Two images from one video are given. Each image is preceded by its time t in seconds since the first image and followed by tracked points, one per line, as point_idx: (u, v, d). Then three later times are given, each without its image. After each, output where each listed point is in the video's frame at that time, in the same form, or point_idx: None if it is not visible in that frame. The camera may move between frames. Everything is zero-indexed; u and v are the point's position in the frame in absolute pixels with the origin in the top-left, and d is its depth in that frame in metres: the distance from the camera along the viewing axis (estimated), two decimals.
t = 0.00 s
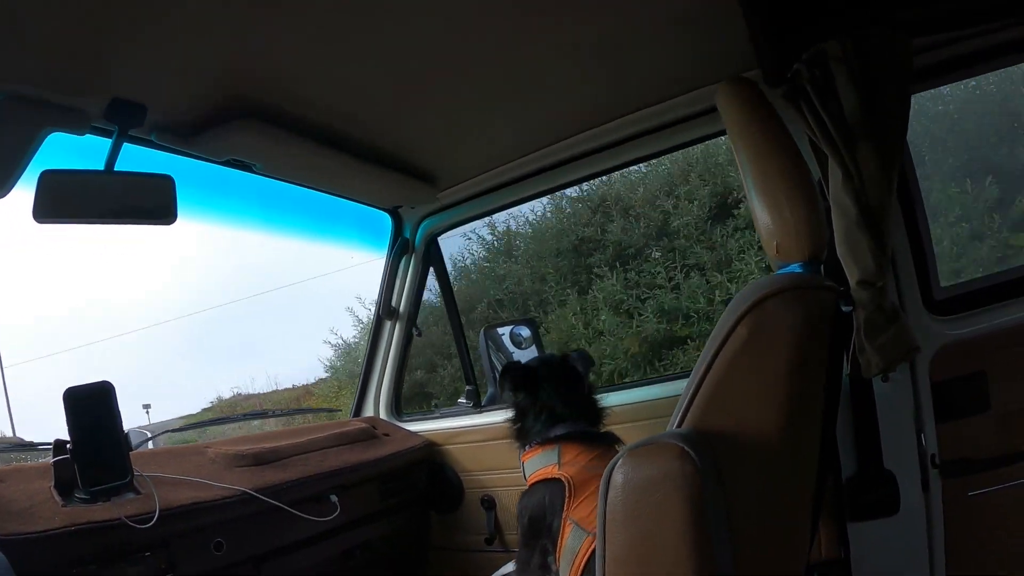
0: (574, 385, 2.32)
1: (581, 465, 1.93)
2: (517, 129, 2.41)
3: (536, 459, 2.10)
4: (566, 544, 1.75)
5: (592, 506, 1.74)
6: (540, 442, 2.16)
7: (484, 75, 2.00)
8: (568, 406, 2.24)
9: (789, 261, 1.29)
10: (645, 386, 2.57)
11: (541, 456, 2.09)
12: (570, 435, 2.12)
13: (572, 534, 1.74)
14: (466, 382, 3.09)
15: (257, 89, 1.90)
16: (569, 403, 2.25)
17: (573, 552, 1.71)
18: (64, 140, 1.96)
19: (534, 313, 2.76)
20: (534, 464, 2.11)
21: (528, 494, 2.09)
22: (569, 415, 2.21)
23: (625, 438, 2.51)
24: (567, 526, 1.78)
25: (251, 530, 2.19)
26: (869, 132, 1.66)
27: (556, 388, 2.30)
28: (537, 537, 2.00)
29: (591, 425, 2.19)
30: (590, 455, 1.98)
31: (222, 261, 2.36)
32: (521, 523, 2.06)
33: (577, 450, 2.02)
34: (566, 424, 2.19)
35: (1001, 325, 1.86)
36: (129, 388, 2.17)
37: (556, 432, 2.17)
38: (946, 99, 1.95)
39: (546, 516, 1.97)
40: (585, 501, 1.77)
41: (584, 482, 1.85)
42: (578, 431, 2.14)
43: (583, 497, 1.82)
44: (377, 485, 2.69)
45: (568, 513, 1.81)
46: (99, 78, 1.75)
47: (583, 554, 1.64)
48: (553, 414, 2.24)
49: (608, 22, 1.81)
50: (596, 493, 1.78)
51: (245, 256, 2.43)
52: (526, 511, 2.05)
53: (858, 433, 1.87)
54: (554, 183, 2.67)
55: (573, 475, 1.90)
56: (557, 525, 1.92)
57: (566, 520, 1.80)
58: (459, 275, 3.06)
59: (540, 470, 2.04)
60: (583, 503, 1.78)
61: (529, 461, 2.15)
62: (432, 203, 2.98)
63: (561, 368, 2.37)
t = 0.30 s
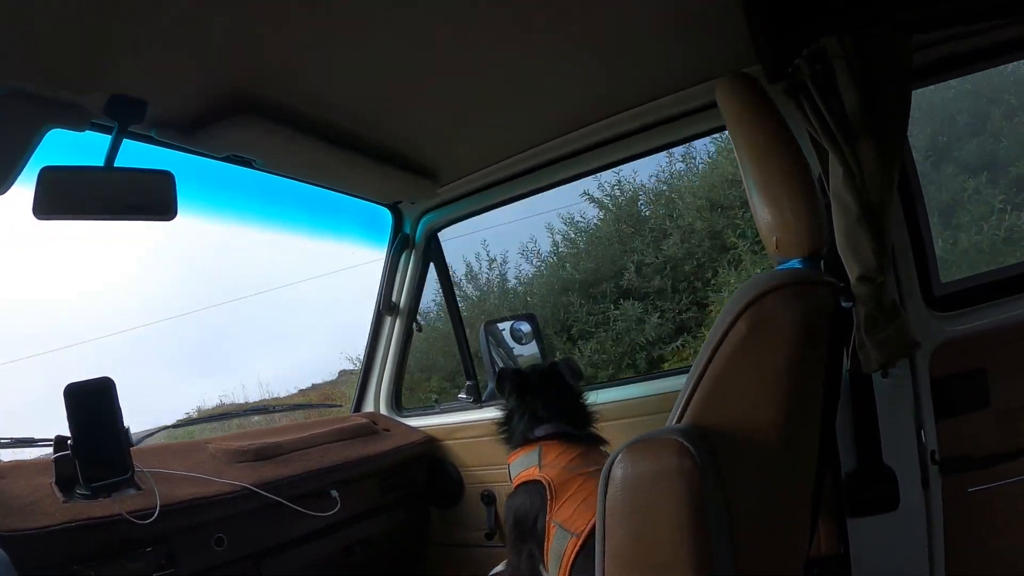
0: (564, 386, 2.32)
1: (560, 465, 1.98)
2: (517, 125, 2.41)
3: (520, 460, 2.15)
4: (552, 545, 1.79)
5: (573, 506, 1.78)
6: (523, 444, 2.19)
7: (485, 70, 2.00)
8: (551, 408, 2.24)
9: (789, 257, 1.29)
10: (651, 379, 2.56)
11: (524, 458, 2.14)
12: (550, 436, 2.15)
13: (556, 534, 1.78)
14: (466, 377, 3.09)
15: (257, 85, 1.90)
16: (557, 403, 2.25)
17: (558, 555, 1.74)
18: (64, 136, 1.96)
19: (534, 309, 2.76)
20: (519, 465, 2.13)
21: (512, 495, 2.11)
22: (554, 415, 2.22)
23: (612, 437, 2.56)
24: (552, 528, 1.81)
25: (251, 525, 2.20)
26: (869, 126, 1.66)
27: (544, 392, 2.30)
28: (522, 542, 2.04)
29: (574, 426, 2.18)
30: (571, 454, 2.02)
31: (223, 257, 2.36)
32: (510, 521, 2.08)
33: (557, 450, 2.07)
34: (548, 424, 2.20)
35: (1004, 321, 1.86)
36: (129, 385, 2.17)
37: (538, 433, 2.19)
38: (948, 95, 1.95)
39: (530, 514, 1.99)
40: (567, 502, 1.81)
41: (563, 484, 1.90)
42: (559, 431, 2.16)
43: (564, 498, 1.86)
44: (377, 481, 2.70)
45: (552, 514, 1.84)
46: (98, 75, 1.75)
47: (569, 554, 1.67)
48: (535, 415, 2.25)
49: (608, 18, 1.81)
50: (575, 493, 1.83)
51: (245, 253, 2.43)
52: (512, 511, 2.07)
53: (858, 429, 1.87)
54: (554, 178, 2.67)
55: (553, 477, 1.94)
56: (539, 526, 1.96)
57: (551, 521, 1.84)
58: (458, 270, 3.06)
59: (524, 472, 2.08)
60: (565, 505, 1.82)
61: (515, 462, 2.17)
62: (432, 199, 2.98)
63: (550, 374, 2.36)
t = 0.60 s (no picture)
0: (551, 385, 2.34)
1: (550, 462, 1.98)
2: (514, 121, 2.41)
3: (509, 459, 2.15)
4: (546, 543, 1.78)
5: (565, 504, 1.77)
6: (515, 442, 2.20)
7: (481, 66, 1.99)
8: (542, 409, 2.26)
9: (785, 249, 1.29)
10: (645, 376, 2.55)
11: (515, 456, 2.14)
12: (539, 433, 2.16)
13: (550, 532, 1.77)
14: (465, 374, 3.08)
15: (251, 83, 1.89)
16: (544, 403, 2.28)
17: (553, 551, 1.74)
18: (60, 138, 1.96)
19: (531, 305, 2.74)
20: (510, 464, 2.13)
21: (503, 496, 2.11)
22: (544, 413, 2.24)
23: (597, 432, 2.58)
24: (546, 526, 1.81)
25: (251, 524, 2.20)
26: (865, 118, 1.66)
27: (532, 390, 2.32)
28: (516, 541, 2.04)
29: (565, 424, 2.20)
30: (559, 452, 2.02)
31: (221, 256, 2.35)
32: (503, 525, 2.07)
33: (547, 447, 2.07)
34: (536, 422, 2.22)
35: (1003, 313, 1.86)
36: (128, 386, 2.17)
37: (529, 429, 2.21)
38: (944, 87, 1.94)
39: (524, 513, 2.00)
40: (559, 500, 1.80)
41: (554, 480, 1.89)
42: (549, 429, 2.17)
43: (556, 496, 1.86)
44: (378, 479, 2.70)
45: (546, 512, 1.83)
46: (93, 75, 1.75)
47: (563, 552, 1.68)
48: (525, 413, 2.27)
49: (603, 13, 1.81)
50: (566, 491, 1.82)
51: (246, 252, 2.43)
52: (505, 511, 2.07)
53: (856, 421, 1.88)
54: (551, 174, 2.68)
55: (544, 474, 1.94)
56: (533, 525, 1.97)
57: (544, 519, 1.83)
58: (456, 267, 3.04)
59: (515, 469, 2.08)
60: (556, 503, 1.81)
61: (507, 461, 2.16)
62: (429, 197, 2.98)
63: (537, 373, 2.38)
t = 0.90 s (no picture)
0: (551, 384, 2.34)
1: (551, 462, 1.98)
2: (510, 122, 2.41)
3: (512, 460, 2.14)
4: (547, 541, 1.79)
5: (567, 503, 1.78)
6: (518, 442, 2.20)
7: (477, 66, 1.99)
8: (540, 408, 2.26)
9: (783, 247, 1.29)
10: (644, 373, 2.55)
11: (516, 457, 2.14)
12: (541, 433, 2.16)
13: (552, 531, 1.77)
14: (465, 375, 3.08)
15: (246, 86, 1.89)
16: (542, 403, 2.28)
17: (555, 550, 1.74)
18: (58, 145, 1.95)
19: (529, 305, 2.75)
20: (512, 464, 2.13)
21: (506, 496, 2.11)
22: (544, 414, 2.24)
23: (601, 431, 2.55)
24: (547, 526, 1.81)
25: (252, 528, 2.20)
26: (861, 115, 1.66)
27: (530, 390, 2.33)
28: (518, 542, 2.05)
29: (566, 424, 2.19)
30: (561, 451, 2.02)
31: (219, 260, 2.35)
32: (507, 523, 2.07)
33: (549, 447, 2.07)
34: (538, 423, 2.22)
35: (1002, 307, 1.86)
36: (126, 391, 2.16)
37: (531, 430, 2.21)
38: (941, 83, 1.94)
39: (527, 514, 1.99)
40: (560, 499, 1.80)
41: (554, 480, 1.89)
42: (550, 429, 2.16)
43: (558, 496, 1.85)
44: (378, 481, 2.70)
45: (548, 511, 1.83)
46: (87, 80, 1.75)
47: (566, 550, 1.68)
48: (526, 414, 2.28)
49: (597, 12, 1.81)
50: (567, 490, 1.82)
51: (244, 256, 2.43)
52: (507, 511, 2.07)
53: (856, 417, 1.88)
54: (548, 174, 2.68)
55: (547, 472, 1.94)
56: (535, 524, 1.97)
57: (546, 518, 1.83)
58: (454, 268, 3.05)
59: (516, 470, 2.08)
60: (558, 502, 1.81)
61: (508, 461, 2.16)
62: (425, 198, 2.98)
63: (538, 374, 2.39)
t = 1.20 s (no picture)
0: (553, 382, 2.33)
1: (559, 460, 1.97)
2: (506, 124, 2.41)
3: (521, 457, 2.13)
4: (550, 537, 1.79)
5: (573, 499, 1.77)
6: (526, 441, 2.18)
7: (473, 68, 1.99)
8: (547, 407, 2.24)
9: (779, 247, 1.30)
10: (645, 374, 2.56)
11: (524, 455, 2.13)
12: (549, 433, 2.15)
13: (555, 527, 1.78)
14: (462, 378, 3.08)
15: (241, 90, 1.89)
16: (550, 404, 2.25)
17: (557, 545, 1.75)
18: (53, 147, 1.93)
19: (526, 307, 2.76)
20: (521, 462, 2.12)
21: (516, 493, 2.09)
22: (552, 414, 2.21)
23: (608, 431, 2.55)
24: (551, 521, 1.81)
25: (249, 532, 2.19)
26: (856, 115, 1.66)
27: (537, 390, 2.31)
28: (522, 540, 2.04)
29: (573, 423, 2.18)
30: (570, 450, 2.00)
31: (216, 264, 2.35)
32: (511, 521, 2.07)
33: (555, 446, 2.06)
34: (547, 423, 2.20)
35: (998, 306, 1.86)
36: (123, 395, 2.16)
37: (540, 429, 2.19)
38: (935, 82, 1.95)
39: (533, 512, 1.99)
40: (564, 495, 1.80)
41: (560, 477, 1.88)
42: (558, 429, 2.15)
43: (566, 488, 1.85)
44: (375, 484, 2.69)
45: (552, 506, 1.83)
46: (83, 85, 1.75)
47: (569, 545, 1.68)
48: (534, 415, 2.25)
49: (592, 14, 1.81)
50: (573, 487, 1.82)
51: (240, 260, 2.42)
52: (515, 508, 2.06)
53: (852, 416, 1.89)
54: (544, 176, 2.68)
55: (555, 469, 1.93)
56: (540, 522, 1.97)
57: (549, 514, 1.83)
58: (450, 271, 3.05)
59: (524, 468, 2.07)
60: (562, 497, 1.81)
61: (517, 458, 2.15)
62: (421, 201, 2.98)
63: (547, 374, 2.38)
